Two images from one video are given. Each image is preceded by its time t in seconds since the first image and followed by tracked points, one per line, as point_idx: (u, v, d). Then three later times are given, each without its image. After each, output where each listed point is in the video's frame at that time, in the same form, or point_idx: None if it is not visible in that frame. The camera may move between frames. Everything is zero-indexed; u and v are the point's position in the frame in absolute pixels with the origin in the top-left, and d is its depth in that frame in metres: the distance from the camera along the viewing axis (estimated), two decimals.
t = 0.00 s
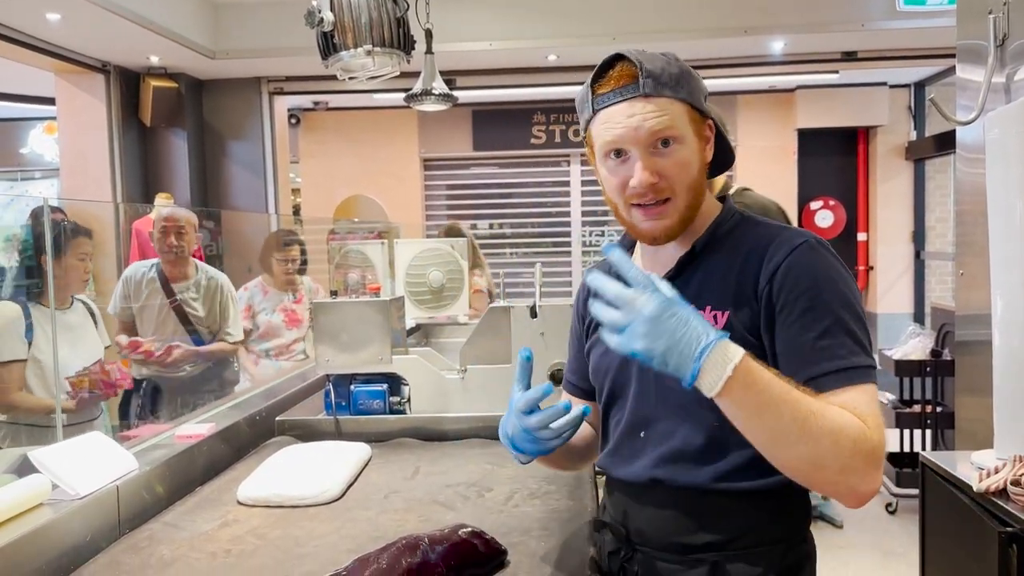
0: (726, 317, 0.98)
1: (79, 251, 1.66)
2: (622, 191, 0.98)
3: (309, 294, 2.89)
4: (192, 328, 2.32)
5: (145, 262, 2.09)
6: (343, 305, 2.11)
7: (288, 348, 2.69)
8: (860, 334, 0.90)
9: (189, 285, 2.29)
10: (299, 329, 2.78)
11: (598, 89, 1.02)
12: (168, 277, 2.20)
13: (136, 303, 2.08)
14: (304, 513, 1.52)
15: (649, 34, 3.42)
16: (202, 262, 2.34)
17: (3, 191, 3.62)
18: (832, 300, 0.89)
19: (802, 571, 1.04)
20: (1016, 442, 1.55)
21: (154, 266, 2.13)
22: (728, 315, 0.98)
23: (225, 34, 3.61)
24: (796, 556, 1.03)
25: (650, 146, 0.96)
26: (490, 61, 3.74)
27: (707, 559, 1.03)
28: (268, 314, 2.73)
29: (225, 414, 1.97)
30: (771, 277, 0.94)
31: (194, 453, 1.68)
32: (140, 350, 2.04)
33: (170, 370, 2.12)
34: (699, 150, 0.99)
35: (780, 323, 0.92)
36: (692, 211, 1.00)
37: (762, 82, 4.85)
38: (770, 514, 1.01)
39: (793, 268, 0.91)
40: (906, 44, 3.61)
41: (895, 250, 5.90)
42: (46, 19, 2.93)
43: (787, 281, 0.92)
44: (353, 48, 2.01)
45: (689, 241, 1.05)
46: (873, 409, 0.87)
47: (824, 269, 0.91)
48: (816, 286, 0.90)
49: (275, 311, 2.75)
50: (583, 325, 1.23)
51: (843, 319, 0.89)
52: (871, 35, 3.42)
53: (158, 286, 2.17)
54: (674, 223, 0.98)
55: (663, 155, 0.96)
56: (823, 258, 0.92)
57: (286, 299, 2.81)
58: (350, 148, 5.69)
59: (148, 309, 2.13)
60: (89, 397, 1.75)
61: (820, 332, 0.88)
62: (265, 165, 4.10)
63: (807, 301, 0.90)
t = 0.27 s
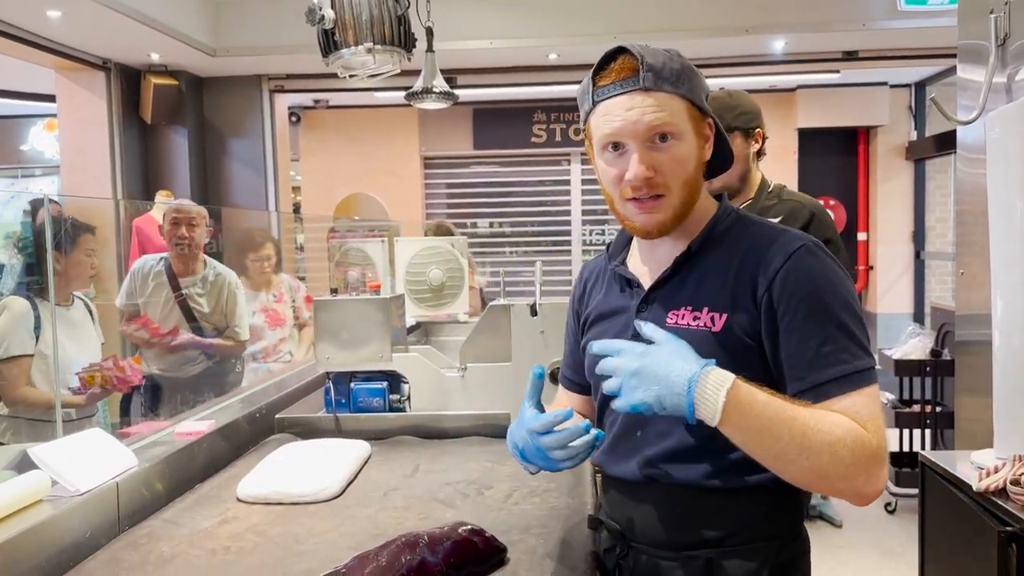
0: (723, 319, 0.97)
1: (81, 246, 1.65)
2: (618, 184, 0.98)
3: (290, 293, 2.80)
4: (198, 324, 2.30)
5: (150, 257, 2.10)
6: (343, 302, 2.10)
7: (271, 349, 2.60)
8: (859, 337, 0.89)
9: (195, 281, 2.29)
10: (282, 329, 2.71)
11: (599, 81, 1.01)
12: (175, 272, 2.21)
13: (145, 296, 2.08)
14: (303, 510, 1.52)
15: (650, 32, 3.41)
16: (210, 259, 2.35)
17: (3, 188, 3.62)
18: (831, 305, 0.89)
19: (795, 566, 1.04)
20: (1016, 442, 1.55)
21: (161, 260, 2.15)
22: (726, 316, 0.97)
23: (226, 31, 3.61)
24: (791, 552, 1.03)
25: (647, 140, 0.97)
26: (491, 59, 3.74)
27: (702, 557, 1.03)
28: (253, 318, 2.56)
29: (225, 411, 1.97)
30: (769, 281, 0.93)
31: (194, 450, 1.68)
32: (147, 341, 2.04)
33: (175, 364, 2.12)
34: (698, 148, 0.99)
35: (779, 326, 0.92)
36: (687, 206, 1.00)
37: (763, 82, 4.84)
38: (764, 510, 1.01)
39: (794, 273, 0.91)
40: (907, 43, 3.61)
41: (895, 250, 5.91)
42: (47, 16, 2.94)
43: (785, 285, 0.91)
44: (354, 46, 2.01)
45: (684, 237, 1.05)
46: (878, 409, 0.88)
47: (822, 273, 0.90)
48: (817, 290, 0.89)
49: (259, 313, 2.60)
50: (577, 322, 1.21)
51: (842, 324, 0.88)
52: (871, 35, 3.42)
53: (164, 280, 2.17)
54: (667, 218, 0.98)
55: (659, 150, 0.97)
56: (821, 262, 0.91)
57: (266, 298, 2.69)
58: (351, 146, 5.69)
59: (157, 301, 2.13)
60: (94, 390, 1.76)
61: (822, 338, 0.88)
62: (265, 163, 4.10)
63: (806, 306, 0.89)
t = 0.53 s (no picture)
0: (723, 311, 0.96)
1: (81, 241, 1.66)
2: (639, 179, 0.97)
3: (271, 288, 2.68)
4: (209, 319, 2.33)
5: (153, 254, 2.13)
6: (343, 301, 2.10)
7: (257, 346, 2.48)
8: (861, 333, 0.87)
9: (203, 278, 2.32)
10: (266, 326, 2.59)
11: (614, 75, 1.00)
12: (183, 269, 2.23)
13: (150, 294, 2.11)
14: (304, 508, 1.52)
15: (652, 31, 3.41)
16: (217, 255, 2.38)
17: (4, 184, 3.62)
18: (831, 299, 0.87)
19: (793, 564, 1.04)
20: (1016, 442, 1.55)
21: (165, 257, 2.17)
22: (727, 308, 0.96)
23: (226, 29, 3.61)
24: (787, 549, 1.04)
25: (669, 133, 0.96)
26: (492, 58, 3.74)
27: (704, 553, 1.02)
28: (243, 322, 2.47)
29: (226, 409, 1.97)
30: (769, 274, 0.92)
31: (194, 448, 1.68)
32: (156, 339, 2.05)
33: (183, 360, 2.13)
34: (712, 141, 0.99)
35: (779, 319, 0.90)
36: (705, 199, 1.00)
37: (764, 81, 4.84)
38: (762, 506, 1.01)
39: (792, 266, 0.90)
40: (908, 43, 3.60)
41: (895, 250, 5.92)
42: (48, 14, 2.93)
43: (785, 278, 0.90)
44: (355, 44, 2.01)
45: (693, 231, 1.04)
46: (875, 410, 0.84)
47: (824, 266, 0.89)
48: (816, 282, 0.88)
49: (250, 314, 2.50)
50: (577, 317, 1.20)
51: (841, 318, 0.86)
52: (873, 34, 3.42)
53: (171, 278, 2.19)
54: (688, 213, 0.99)
55: (681, 142, 0.96)
56: (822, 255, 0.90)
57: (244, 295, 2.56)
58: (352, 145, 5.69)
59: (163, 298, 2.15)
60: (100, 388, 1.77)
61: (819, 330, 0.86)
62: (266, 161, 4.10)
63: (805, 298, 0.88)
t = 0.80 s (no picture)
0: (726, 314, 0.96)
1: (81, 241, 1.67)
2: (633, 185, 0.97)
3: (261, 287, 2.65)
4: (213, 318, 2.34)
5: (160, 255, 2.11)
6: (343, 300, 2.10)
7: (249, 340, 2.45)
8: (863, 333, 0.87)
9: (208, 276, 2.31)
10: (259, 324, 2.57)
11: (598, 89, 1.00)
12: (184, 269, 2.21)
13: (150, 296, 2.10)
14: (304, 507, 1.52)
15: (654, 31, 3.41)
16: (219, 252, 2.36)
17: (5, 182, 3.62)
18: (831, 296, 0.87)
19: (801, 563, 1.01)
20: (1015, 442, 1.55)
21: (166, 257, 2.15)
22: (730, 308, 0.96)
23: (227, 28, 3.61)
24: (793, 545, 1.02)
25: (658, 137, 0.95)
26: (493, 57, 3.74)
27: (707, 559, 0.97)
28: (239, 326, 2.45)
29: (227, 408, 1.97)
30: (769, 273, 0.92)
31: (195, 447, 1.69)
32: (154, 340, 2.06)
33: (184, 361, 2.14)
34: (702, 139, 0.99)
35: (776, 318, 0.90)
36: (700, 197, 1.00)
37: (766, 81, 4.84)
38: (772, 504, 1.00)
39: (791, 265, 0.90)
40: (910, 43, 3.60)
41: (896, 250, 5.93)
42: (50, 12, 2.94)
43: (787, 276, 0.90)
44: (357, 43, 2.01)
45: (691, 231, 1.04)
46: (869, 413, 0.84)
47: (825, 266, 0.89)
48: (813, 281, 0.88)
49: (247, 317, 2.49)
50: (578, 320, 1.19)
51: (842, 315, 0.86)
52: (874, 34, 3.41)
53: (173, 280, 2.19)
54: (687, 209, 0.99)
55: (671, 143, 0.95)
56: (823, 256, 0.90)
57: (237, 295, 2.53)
58: (353, 144, 5.69)
59: (164, 300, 2.15)
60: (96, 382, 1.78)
61: (815, 327, 0.86)
62: (267, 159, 4.10)
63: (807, 295, 0.88)
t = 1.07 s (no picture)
0: (710, 319, 0.95)
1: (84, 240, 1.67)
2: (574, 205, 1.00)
3: (257, 288, 2.67)
4: (201, 320, 2.28)
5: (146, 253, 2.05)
6: (346, 300, 2.11)
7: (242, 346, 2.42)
8: (843, 339, 0.84)
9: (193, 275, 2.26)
10: (252, 327, 2.55)
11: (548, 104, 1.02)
12: (166, 269, 2.16)
13: (136, 296, 2.03)
14: (305, 507, 1.52)
15: (655, 32, 3.41)
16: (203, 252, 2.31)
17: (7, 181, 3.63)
18: (809, 298, 0.85)
19: (797, 571, 1.03)
20: (1016, 444, 1.55)
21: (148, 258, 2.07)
22: (712, 315, 0.95)
23: (229, 27, 3.61)
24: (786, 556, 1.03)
25: (584, 163, 0.95)
26: (495, 57, 3.74)
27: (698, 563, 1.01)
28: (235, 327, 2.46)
29: (228, 407, 1.97)
30: (750, 277, 0.92)
31: (196, 446, 1.69)
32: (141, 344, 1.98)
33: (175, 365, 2.07)
34: (646, 157, 0.94)
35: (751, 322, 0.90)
36: (647, 216, 0.97)
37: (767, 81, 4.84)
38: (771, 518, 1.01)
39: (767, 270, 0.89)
40: (912, 44, 3.60)
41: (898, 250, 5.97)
42: (52, 11, 2.94)
43: (769, 279, 0.89)
44: (358, 42, 2.01)
45: (672, 238, 1.03)
46: (838, 421, 0.80)
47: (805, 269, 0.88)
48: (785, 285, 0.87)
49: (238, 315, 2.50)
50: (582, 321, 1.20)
51: (819, 318, 0.84)
52: (875, 35, 3.41)
53: (157, 279, 2.12)
54: (629, 229, 0.97)
55: (597, 171, 0.94)
56: (807, 258, 0.88)
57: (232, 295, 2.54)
58: (354, 144, 5.70)
59: (150, 301, 2.08)
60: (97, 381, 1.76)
61: (783, 331, 0.85)
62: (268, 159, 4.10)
63: (785, 296, 0.87)
